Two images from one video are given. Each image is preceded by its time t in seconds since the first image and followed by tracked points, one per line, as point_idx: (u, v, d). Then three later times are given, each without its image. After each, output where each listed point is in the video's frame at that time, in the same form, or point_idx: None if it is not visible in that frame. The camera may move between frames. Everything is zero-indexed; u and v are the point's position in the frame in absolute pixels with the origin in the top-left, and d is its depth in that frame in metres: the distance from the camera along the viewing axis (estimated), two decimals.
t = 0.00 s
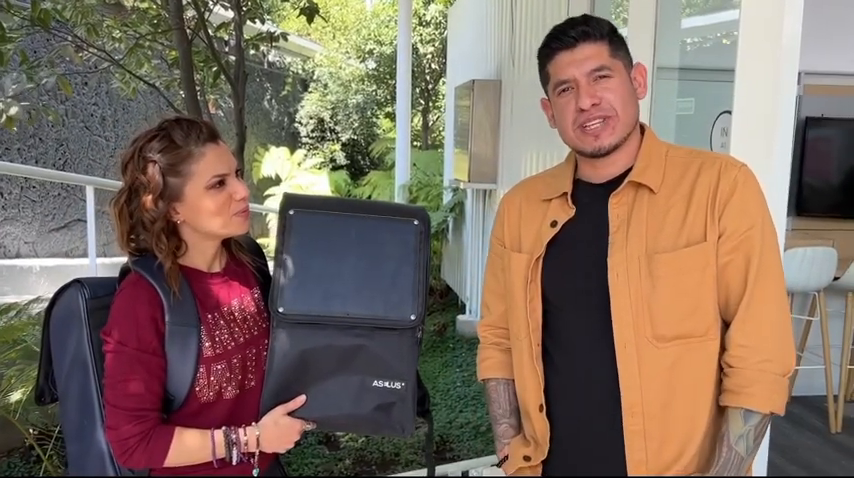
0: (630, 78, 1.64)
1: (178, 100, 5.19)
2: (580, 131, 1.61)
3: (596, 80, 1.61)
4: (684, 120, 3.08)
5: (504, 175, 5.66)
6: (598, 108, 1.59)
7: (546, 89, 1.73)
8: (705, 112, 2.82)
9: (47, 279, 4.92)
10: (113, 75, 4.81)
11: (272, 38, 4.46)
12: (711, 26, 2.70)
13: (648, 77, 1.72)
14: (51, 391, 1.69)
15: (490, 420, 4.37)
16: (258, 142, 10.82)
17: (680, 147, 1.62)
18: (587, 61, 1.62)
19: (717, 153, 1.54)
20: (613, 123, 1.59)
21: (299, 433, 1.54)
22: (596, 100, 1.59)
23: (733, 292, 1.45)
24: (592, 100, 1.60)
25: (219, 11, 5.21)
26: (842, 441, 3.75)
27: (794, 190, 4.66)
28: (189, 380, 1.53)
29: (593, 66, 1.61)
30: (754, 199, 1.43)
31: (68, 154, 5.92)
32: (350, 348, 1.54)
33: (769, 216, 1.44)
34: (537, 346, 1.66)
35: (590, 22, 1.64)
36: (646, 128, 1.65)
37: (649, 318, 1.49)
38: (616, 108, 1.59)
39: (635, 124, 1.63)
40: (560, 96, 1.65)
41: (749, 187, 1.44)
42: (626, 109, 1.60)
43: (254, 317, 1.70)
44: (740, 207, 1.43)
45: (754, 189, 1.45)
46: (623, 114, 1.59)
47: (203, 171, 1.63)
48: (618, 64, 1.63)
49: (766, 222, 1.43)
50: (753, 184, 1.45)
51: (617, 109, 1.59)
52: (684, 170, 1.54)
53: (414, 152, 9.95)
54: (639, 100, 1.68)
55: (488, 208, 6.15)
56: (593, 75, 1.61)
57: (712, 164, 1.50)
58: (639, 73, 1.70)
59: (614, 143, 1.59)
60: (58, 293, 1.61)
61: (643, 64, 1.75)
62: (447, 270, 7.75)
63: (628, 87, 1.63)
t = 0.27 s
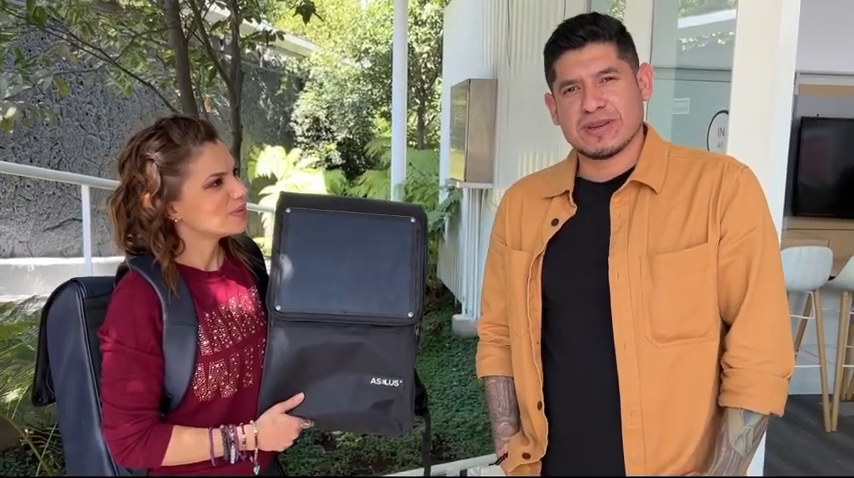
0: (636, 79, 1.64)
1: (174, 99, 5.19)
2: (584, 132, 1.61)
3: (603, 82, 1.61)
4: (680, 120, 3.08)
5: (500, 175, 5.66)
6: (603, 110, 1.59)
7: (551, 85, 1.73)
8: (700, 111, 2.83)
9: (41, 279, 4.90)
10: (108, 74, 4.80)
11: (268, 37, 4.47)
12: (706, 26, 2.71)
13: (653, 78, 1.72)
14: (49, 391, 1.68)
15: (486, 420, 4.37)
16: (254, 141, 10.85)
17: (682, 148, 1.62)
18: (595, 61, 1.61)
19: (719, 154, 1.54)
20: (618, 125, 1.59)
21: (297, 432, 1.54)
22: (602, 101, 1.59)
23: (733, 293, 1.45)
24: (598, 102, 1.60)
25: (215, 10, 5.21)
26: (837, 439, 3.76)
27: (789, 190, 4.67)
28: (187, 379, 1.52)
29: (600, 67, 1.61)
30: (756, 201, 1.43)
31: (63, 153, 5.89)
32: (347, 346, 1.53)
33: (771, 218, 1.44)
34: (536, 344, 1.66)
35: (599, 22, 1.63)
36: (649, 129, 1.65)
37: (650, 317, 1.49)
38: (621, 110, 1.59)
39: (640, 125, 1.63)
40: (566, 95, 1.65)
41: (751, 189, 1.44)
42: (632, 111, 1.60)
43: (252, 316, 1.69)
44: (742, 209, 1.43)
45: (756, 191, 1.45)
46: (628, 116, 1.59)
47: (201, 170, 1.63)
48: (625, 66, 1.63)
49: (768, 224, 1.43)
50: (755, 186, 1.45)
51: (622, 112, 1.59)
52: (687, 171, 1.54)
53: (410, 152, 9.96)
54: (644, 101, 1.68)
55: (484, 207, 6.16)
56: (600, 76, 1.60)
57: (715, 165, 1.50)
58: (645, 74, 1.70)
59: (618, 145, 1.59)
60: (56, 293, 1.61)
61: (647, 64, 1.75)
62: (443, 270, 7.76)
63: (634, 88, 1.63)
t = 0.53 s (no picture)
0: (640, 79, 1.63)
1: (170, 98, 5.19)
2: (585, 132, 1.61)
3: (608, 82, 1.60)
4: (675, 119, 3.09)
5: (496, 175, 5.67)
6: (607, 111, 1.58)
7: (556, 82, 1.72)
8: (696, 111, 2.83)
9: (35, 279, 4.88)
10: (103, 73, 4.78)
11: (265, 36, 4.45)
12: (701, 26, 2.72)
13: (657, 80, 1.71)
14: (46, 392, 1.67)
15: (482, 419, 4.36)
16: (249, 141, 10.83)
17: (683, 147, 1.63)
18: (602, 60, 1.60)
19: (720, 155, 1.54)
20: (621, 126, 1.59)
21: (296, 430, 1.54)
22: (606, 102, 1.59)
23: (733, 294, 1.45)
24: (602, 102, 1.59)
25: (211, 9, 5.21)
26: (833, 438, 3.77)
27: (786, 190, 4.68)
28: (185, 378, 1.52)
29: (606, 67, 1.60)
30: (757, 202, 1.44)
31: (57, 152, 5.86)
32: (346, 344, 1.53)
33: (772, 219, 1.44)
34: (537, 342, 1.66)
35: (608, 21, 1.61)
36: (652, 129, 1.65)
37: (650, 317, 1.50)
38: (625, 111, 1.59)
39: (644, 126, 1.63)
40: (569, 94, 1.64)
41: (752, 190, 1.44)
42: (635, 112, 1.60)
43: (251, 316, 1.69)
44: (744, 209, 1.44)
45: (757, 192, 1.45)
46: (631, 117, 1.59)
47: (199, 169, 1.62)
48: (631, 67, 1.62)
49: (768, 225, 1.43)
50: (756, 187, 1.46)
51: (626, 113, 1.59)
52: (688, 171, 1.54)
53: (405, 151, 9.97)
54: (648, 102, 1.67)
55: (480, 207, 6.17)
56: (605, 76, 1.59)
57: (716, 165, 1.51)
58: (651, 75, 1.68)
59: (619, 147, 1.59)
60: (53, 293, 1.60)
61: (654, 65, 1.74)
62: (439, 269, 7.77)
63: (639, 89, 1.62)
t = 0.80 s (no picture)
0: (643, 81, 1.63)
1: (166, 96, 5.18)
2: (585, 132, 1.62)
3: (611, 85, 1.60)
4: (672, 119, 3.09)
5: (492, 174, 5.67)
6: (608, 115, 1.58)
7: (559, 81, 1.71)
8: (692, 111, 2.84)
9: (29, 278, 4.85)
10: (98, 72, 4.76)
11: (261, 35, 4.43)
12: (696, 26, 2.72)
13: (660, 81, 1.71)
14: (45, 392, 1.67)
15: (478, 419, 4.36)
16: (244, 141, 10.81)
17: (684, 148, 1.63)
18: (605, 64, 1.60)
19: (721, 156, 1.55)
20: (621, 128, 1.60)
21: (295, 430, 1.53)
22: (607, 104, 1.59)
23: (733, 295, 1.45)
24: (604, 106, 1.59)
25: (206, 8, 5.21)
26: (828, 438, 3.77)
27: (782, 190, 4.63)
28: (184, 378, 1.51)
29: (609, 70, 1.60)
30: (757, 203, 1.44)
31: (51, 151, 5.82)
32: (344, 344, 1.53)
33: (771, 221, 1.44)
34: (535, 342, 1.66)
35: (612, 24, 1.60)
36: (652, 130, 1.65)
37: (649, 317, 1.50)
38: (626, 114, 1.59)
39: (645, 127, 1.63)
40: (572, 96, 1.65)
41: (752, 190, 1.45)
42: (636, 114, 1.60)
43: (249, 315, 1.68)
44: (744, 210, 1.44)
45: (757, 193, 1.45)
46: (632, 118, 1.59)
47: (198, 169, 1.62)
48: (634, 70, 1.62)
49: (768, 226, 1.44)
50: (756, 188, 1.46)
51: (627, 115, 1.59)
52: (689, 171, 1.54)
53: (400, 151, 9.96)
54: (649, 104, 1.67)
55: (476, 207, 6.17)
56: (608, 80, 1.59)
57: (717, 165, 1.51)
58: (654, 77, 1.68)
59: (618, 147, 1.60)
60: (51, 293, 1.59)
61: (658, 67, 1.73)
62: (435, 269, 7.78)
63: (641, 92, 1.62)
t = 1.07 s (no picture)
0: (645, 79, 1.63)
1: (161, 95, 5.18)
2: (586, 130, 1.62)
3: (612, 82, 1.60)
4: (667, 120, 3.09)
5: (488, 174, 5.68)
6: (607, 111, 1.58)
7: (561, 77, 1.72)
8: (687, 111, 2.85)
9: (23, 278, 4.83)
10: (93, 70, 4.74)
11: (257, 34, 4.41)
12: (691, 27, 2.73)
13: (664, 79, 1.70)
14: (43, 392, 1.66)
15: (474, 419, 4.34)
16: (238, 140, 10.81)
17: (685, 150, 1.64)
18: (607, 60, 1.60)
19: (722, 157, 1.55)
20: (620, 126, 1.59)
21: (293, 430, 1.52)
22: (607, 101, 1.59)
23: (732, 297, 1.46)
24: (602, 101, 1.59)
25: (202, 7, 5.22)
26: (822, 437, 3.79)
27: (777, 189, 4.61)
28: (182, 378, 1.50)
29: (610, 66, 1.60)
30: (757, 205, 1.45)
31: (45, 150, 5.79)
32: (343, 344, 1.52)
33: (771, 224, 1.45)
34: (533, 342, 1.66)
35: (616, 21, 1.60)
36: (654, 130, 1.65)
37: (647, 318, 1.50)
38: (626, 112, 1.59)
39: (645, 127, 1.63)
40: (574, 90, 1.65)
41: (752, 193, 1.45)
42: (637, 113, 1.59)
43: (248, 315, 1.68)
44: (745, 212, 1.44)
45: (757, 196, 1.46)
46: (632, 117, 1.59)
47: (196, 168, 1.61)
48: (636, 68, 1.61)
49: (768, 229, 1.44)
50: (756, 190, 1.46)
51: (627, 113, 1.59)
52: (689, 173, 1.55)
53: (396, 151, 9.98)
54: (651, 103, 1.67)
55: (471, 207, 6.18)
56: (609, 77, 1.59)
57: (719, 167, 1.52)
58: (657, 77, 1.68)
59: (618, 146, 1.60)
60: (49, 292, 1.59)
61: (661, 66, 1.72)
62: (430, 269, 7.79)
63: (643, 90, 1.62)
